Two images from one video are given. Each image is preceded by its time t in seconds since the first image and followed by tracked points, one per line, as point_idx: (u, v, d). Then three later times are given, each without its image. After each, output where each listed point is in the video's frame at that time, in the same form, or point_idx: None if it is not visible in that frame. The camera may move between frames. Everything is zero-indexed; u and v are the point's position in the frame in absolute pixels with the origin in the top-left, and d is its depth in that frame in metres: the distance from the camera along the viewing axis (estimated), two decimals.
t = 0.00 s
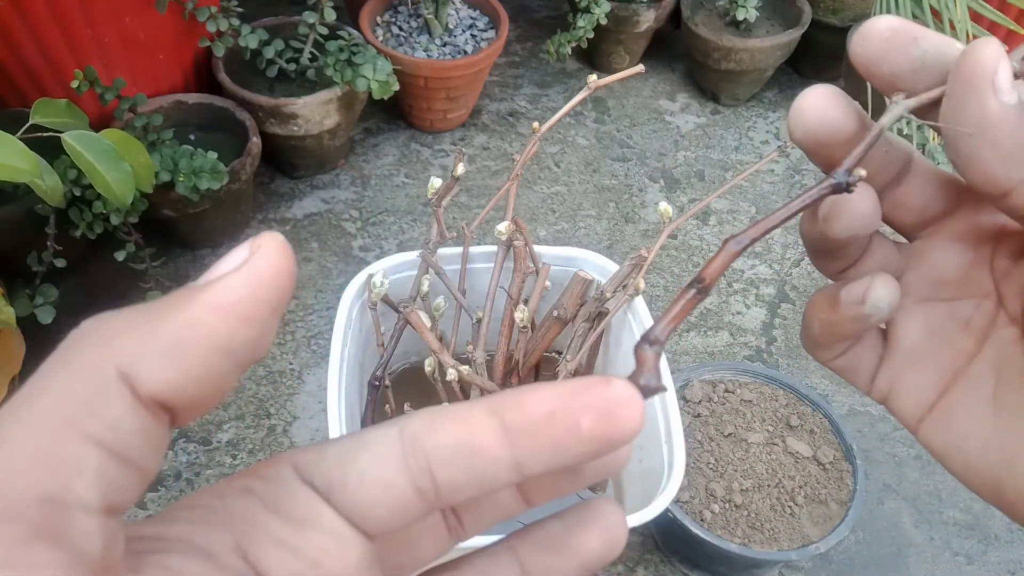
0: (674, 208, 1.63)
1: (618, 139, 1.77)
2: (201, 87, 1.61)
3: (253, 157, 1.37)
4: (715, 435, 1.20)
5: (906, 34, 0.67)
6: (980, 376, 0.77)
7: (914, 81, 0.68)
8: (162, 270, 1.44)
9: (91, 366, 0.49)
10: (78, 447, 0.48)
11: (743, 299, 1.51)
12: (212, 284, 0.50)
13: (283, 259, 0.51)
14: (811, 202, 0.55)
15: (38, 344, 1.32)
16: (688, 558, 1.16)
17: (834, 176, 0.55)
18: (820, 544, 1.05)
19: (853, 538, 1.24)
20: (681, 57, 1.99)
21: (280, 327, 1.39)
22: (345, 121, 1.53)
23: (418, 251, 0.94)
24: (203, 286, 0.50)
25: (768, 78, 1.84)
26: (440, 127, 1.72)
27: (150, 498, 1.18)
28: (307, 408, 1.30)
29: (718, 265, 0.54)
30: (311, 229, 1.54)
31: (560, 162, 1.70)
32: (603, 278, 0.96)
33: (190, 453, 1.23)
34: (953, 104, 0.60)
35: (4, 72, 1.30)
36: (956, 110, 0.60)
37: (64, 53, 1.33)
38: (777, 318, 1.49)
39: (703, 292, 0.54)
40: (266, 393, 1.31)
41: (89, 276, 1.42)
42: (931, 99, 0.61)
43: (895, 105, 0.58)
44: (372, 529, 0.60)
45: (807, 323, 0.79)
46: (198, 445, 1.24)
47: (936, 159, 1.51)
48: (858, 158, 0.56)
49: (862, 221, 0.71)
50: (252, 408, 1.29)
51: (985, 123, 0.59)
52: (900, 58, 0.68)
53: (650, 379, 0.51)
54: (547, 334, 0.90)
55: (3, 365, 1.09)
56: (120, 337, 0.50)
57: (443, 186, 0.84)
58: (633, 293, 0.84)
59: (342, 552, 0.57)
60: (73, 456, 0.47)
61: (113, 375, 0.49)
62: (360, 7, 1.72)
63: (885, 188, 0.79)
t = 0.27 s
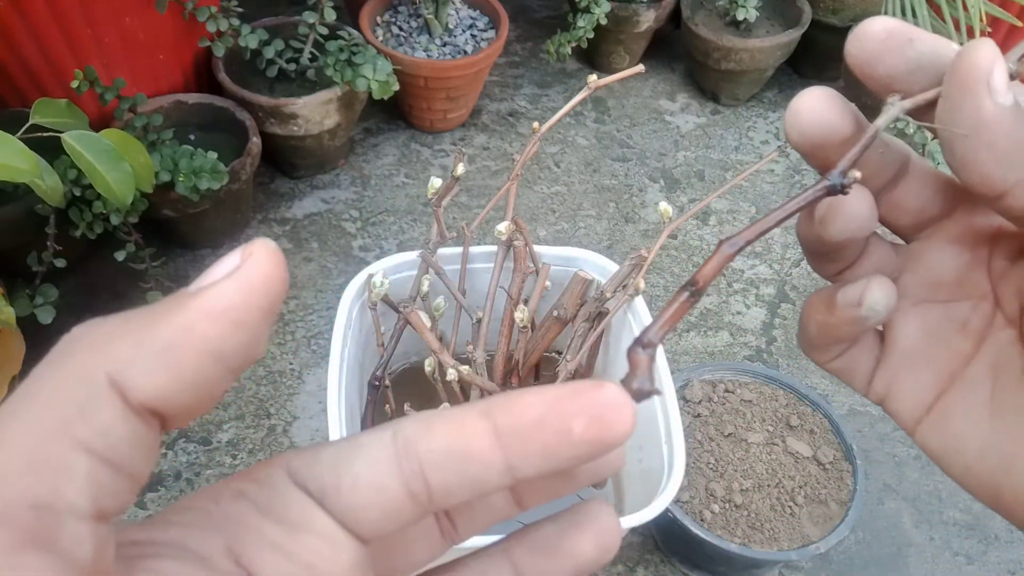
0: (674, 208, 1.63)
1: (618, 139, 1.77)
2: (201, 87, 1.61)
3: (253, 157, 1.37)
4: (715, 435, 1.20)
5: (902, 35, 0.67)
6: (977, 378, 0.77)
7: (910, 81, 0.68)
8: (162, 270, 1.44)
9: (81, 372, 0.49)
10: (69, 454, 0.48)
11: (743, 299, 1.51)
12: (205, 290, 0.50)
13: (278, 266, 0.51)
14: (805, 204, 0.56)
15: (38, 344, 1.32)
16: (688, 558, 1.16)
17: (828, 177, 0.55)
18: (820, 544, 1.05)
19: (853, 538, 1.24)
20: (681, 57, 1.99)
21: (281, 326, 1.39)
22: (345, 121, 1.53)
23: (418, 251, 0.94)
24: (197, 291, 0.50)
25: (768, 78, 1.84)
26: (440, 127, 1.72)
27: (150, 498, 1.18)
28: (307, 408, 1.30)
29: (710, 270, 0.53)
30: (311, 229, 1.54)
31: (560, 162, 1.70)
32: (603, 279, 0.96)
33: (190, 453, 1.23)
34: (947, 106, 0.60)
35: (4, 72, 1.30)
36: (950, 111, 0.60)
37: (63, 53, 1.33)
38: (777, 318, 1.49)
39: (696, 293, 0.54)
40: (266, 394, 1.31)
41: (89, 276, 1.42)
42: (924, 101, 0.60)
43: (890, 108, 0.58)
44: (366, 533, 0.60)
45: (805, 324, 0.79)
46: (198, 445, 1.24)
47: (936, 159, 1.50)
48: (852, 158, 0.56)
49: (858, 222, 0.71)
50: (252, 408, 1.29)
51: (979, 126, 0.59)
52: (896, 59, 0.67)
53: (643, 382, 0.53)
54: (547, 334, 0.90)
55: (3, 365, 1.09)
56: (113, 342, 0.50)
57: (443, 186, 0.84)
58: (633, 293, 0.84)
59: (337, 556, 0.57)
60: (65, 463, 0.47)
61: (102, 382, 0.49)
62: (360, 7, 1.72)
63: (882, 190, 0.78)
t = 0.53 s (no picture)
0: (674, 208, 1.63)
1: (618, 139, 1.77)
2: (201, 87, 1.61)
3: (253, 157, 1.37)
4: (715, 435, 1.20)
5: (895, 25, 0.66)
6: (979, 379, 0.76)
7: (904, 74, 0.67)
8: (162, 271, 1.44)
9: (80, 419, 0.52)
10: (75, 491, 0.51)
11: (743, 299, 1.51)
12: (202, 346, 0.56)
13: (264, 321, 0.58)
14: (799, 192, 0.55)
15: (39, 344, 1.32)
16: (687, 559, 1.16)
17: (823, 166, 0.56)
18: (820, 544, 1.05)
19: (853, 538, 1.24)
20: (681, 57, 1.99)
21: (281, 326, 1.39)
22: (345, 121, 1.53)
23: (417, 251, 0.94)
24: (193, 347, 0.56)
25: (768, 78, 1.84)
26: (440, 127, 1.72)
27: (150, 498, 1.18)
28: (307, 408, 1.30)
29: (703, 254, 0.53)
30: (311, 229, 1.54)
31: (560, 162, 1.70)
32: (603, 278, 0.96)
33: (190, 453, 1.23)
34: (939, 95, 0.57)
35: (4, 73, 1.31)
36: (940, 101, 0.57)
37: (64, 53, 1.33)
38: (777, 318, 1.49)
39: (684, 279, 0.54)
40: (266, 394, 1.31)
41: (89, 276, 1.42)
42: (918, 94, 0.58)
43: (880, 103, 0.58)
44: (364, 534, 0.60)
45: (806, 323, 0.77)
46: (198, 445, 1.24)
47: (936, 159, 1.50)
48: (847, 149, 0.57)
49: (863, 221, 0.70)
50: (253, 408, 1.29)
51: (971, 115, 0.56)
52: (890, 50, 0.66)
53: (625, 367, 0.51)
54: (547, 333, 0.90)
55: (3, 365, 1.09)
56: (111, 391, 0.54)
57: (443, 186, 0.84)
58: (633, 294, 0.83)
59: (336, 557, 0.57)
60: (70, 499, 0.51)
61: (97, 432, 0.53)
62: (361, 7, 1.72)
63: (886, 190, 0.77)
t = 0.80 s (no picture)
0: (674, 208, 1.63)
1: (618, 139, 1.77)
2: (201, 87, 1.61)
3: (253, 157, 1.37)
4: (715, 435, 1.20)
5: (881, 38, 0.66)
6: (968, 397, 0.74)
7: (888, 87, 0.67)
8: (162, 271, 1.44)
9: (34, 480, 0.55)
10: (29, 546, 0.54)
11: (743, 299, 1.51)
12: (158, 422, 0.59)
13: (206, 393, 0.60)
14: (785, 198, 0.55)
15: (39, 344, 1.32)
16: (688, 559, 1.16)
17: (808, 174, 0.55)
18: (820, 544, 1.05)
19: (853, 538, 1.24)
20: (681, 57, 1.99)
21: (281, 326, 1.39)
22: (345, 121, 1.53)
23: (417, 251, 0.94)
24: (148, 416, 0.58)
25: (768, 78, 1.84)
26: (440, 127, 1.72)
27: (150, 498, 1.18)
28: (307, 408, 1.30)
29: (690, 255, 0.53)
30: (311, 229, 1.54)
31: (560, 162, 1.70)
32: (603, 278, 0.96)
33: (190, 453, 1.23)
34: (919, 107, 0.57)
35: (4, 73, 1.31)
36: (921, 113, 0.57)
37: (64, 54, 1.33)
38: (777, 318, 1.49)
39: (670, 279, 0.52)
40: (266, 394, 1.31)
41: (89, 275, 1.42)
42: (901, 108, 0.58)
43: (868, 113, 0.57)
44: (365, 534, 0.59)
45: (803, 334, 0.75)
46: (198, 445, 1.24)
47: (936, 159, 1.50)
48: (832, 159, 0.56)
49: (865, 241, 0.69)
50: (252, 408, 1.29)
51: (951, 126, 0.56)
52: (874, 64, 0.67)
53: (606, 361, 0.48)
54: (546, 333, 0.90)
55: (3, 365, 1.09)
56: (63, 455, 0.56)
57: (443, 186, 0.84)
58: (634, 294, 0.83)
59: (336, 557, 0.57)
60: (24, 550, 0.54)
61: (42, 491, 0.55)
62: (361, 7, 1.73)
63: (881, 207, 0.77)
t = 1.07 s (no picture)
0: (674, 208, 1.63)
1: (618, 139, 1.77)
2: (201, 87, 1.61)
3: (253, 157, 1.37)
4: (715, 435, 1.20)
5: (893, 39, 0.66)
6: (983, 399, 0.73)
7: (900, 87, 0.67)
8: (162, 271, 1.44)
9: None
10: None
11: (743, 299, 1.51)
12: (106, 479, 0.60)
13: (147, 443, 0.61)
14: (801, 193, 0.53)
15: (39, 344, 1.33)
16: (688, 559, 1.16)
17: (822, 170, 0.55)
18: (820, 544, 1.05)
19: (853, 538, 1.24)
20: (681, 57, 1.99)
21: (281, 326, 1.39)
22: (345, 121, 1.53)
23: (417, 251, 0.94)
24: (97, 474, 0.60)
25: (768, 78, 1.84)
26: (440, 127, 1.72)
27: (150, 498, 1.18)
28: (307, 408, 1.30)
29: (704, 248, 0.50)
30: (311, 229, 1.54)
31: (560, 162, 1.70)
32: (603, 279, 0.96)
33: (190, 453, 1.23)
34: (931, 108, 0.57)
35: (5, 73, 1.31)
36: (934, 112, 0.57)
37: (64, 54, 1.33)
38: (777, 318, 1.49)
39: (684, 269, 0.49)
40: (266, 394, 1.30)
41: (89, 275, 1.42)
42: (915, 107, 0.57)
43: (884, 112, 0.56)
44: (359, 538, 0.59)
45: (830, 336, 0.74)
46: (198, 445, 1.24)
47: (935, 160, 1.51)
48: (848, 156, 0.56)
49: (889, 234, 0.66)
50: (252, 408, 1.29)
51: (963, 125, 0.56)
52: (885, 65, 0.66)
53: (617, 343, 0.44)
54: (547, 333, 0.90)
55: (3, 365, 1.09)
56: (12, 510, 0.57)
57: (443, 186, 0.84)
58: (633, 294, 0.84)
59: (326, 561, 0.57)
60: None
61: None
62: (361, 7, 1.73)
63: (898, 208, 0.76)
